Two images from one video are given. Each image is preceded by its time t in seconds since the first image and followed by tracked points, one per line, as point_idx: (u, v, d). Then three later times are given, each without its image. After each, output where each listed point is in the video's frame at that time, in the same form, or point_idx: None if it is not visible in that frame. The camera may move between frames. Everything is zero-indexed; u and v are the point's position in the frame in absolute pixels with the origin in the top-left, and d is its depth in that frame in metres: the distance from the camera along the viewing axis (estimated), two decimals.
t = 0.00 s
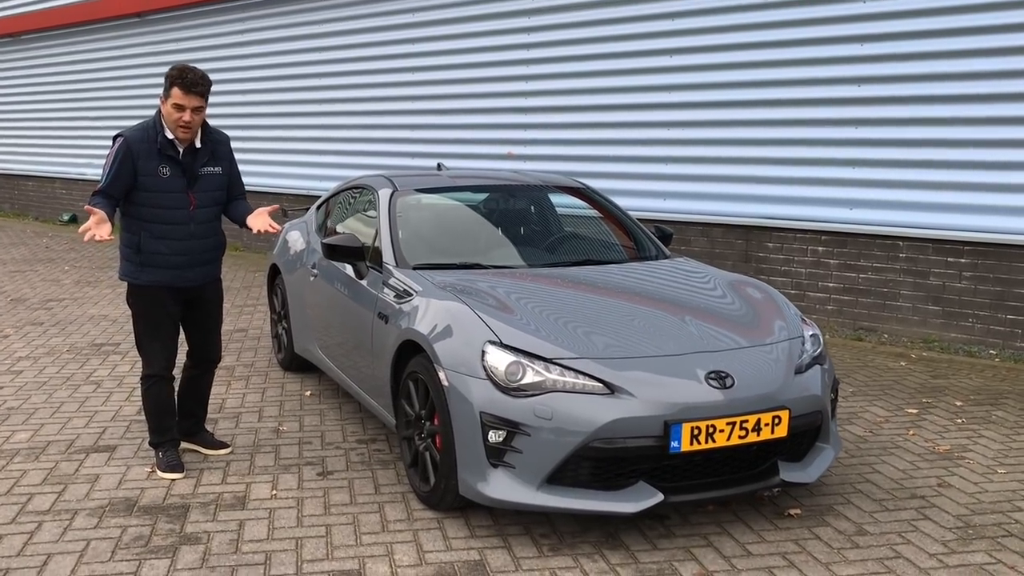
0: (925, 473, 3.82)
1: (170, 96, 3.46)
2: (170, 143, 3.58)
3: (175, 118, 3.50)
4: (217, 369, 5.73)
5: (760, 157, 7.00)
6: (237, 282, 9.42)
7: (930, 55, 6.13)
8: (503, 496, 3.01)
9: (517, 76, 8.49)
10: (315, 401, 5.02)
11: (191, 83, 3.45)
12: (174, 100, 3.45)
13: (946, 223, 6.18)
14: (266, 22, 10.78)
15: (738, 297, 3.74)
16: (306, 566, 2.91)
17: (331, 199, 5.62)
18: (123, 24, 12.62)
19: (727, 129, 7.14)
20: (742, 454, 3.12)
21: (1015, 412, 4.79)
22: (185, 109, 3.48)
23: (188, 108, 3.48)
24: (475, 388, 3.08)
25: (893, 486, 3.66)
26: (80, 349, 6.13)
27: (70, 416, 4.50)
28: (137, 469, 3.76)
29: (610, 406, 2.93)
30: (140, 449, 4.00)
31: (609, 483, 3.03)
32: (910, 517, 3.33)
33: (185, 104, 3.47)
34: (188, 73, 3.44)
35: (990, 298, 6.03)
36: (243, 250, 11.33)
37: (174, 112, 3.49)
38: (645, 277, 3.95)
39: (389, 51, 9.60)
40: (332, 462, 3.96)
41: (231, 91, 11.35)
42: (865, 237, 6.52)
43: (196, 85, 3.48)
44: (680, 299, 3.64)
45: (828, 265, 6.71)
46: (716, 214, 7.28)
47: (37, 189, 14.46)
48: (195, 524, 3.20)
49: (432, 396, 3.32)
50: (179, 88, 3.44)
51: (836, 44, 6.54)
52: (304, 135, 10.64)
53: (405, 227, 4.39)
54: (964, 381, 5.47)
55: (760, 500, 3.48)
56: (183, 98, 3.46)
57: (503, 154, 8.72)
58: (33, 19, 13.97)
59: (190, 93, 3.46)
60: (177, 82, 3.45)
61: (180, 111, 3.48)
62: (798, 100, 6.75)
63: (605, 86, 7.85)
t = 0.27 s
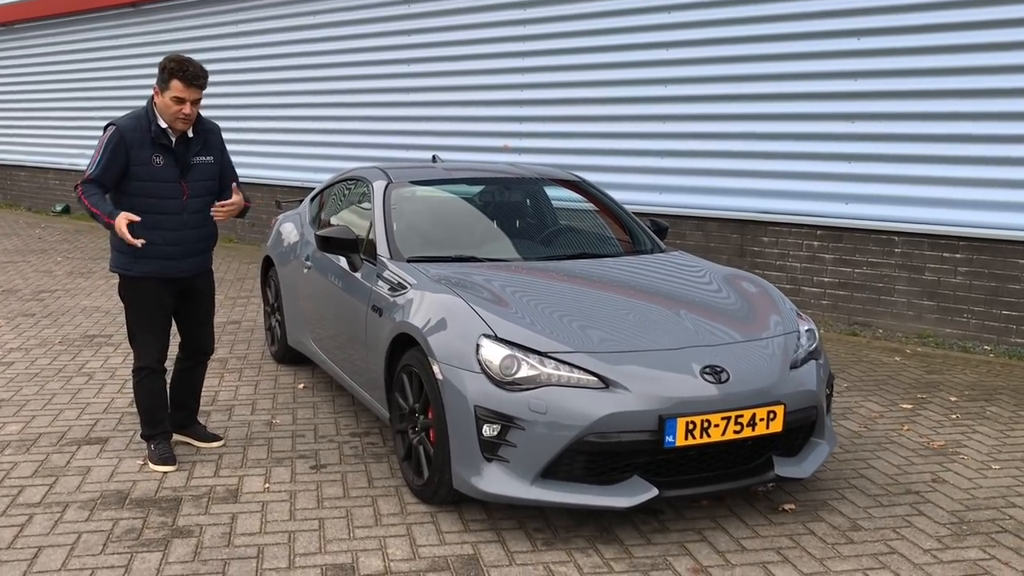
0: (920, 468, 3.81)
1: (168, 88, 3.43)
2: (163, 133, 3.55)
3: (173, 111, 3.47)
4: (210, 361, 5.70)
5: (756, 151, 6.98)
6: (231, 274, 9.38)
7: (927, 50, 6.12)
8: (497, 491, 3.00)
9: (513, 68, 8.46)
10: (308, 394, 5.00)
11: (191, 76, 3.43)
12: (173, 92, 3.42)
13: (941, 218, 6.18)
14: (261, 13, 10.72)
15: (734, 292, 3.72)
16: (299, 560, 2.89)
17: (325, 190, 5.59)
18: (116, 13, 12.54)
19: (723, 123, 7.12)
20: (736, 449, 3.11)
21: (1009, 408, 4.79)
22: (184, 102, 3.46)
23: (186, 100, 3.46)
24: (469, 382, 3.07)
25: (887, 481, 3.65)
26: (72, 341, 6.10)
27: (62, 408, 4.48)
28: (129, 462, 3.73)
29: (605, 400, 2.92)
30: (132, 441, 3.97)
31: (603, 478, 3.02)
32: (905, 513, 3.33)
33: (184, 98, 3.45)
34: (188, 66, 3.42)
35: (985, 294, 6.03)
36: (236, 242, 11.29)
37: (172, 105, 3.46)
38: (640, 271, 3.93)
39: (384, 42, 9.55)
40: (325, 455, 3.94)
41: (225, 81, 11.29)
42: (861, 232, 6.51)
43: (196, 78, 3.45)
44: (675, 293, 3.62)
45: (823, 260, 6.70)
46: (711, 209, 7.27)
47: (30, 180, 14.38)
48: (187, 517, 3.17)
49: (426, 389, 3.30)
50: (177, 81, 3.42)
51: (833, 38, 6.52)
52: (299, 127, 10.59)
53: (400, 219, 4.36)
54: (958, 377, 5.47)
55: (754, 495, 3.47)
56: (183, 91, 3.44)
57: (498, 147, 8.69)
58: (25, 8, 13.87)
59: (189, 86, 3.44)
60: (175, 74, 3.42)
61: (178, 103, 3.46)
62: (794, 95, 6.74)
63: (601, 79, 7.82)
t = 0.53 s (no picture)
0: (915, 467, 3.80)
1: (159, 79, 3.41)
2: (156, 125, 3.52)
3: (162, 102, 3.44)
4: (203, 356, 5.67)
5: (753, 148, 6.96)
6: (225, 268, 9.34)
7: (925, 48, 6.10)
8: (491, 489, 2.97)
9: (509, 63, 8.42)
10: (302, 390, 4.97)
11: (182, 67, 3.40)
12: (163, 83, 3.40)
13: (937, 216, 6.17)
14: (256, 5, 10.66)
15: (731, 290, 3.70)
16: (291, 557, 2.87)
17: (320, 185, 5.56)
18: (111, 6, 12.46)
19: (720, 119, 7.10)
20: (732, 447, 3.09)
21: (1004, 407, 4.78)
22: (173, 93, 3.43)
23: (177, 91, 3.43)
24: (464, 379, 3.04)
25: (883, 480, 3.64)
26: (64, 334, 6.06)
27: (53, 402, 4.44)
28: (121, 457, 3.70)
29: (600, 398, 2.89)
30: (123, 437, 3.94)
31: (598, 477, 3.00)
32: (900, 512, 3.31)
33: (173, 88, 3.41)
34: (179, 57, 3.39)
35: (981, 292, 6.03)
36: (231, 236, 11.24)
37: (161, 95, 3.43)
38: (637, 268, 3.91)
39: (380, 36, 9.50)
40: (318, 452, 3.92)
41: (220, 74, 11.23)
42: (857, 229, 6.49)
43: (186, 69, 3.42)
44: (672, 290, 3.60)
45: (819, 258, 6.69)
46: (708, 205, 7.25)
47: (24, 172, 14.30)
48: (179, 514, 3.15)
49: (420, 386, 3.27)
50: (167, 71, 3.39)
51: (830, 35, 6.49)
52: (294, 121, 10.54)
53: (394, 214, 4.33)
54: (954, 375, 5.46)
55: (750, 494, 3.46)
56: (172, 82, 3.41)
57: (494, 142, 8.66)
58: None
59: (179, 77, 3.41)
60: (165, 65, 3.39)
61: (168, 94, 3.43)
62: (791, 92, 6.71)
63: (597, 75, 7.79)
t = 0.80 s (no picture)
0: (915, 472, 3.78)
1: (156, 79, 3.37)
2: (153, 126, 3.49)
3: (159, 102, 3.41)
4: (200, 356, 5.64)
5: (752, 149, 6.94)
6: (223, 268, 9.30)
7: (926, 50, 6.07)
8: (489, 493, 2.95)
9: (509, 63, 8.40)
10: (299, 391, 4.94)
11: (180, 67, 3.37)
12: (160, 83, 3.36)
13: (938, 219, 6.15)
14: (255, 4, 10.63)
15: (731, 293, 3.67)
16: (286, 561, 2.84)
17: (319, 184, 5.53)
18: (110, 4, 12.43)
19: (720, 120, 7.07)
20: (731, 452, 3.06)
21: (1005, 411, 4.76)
22: (170, 93, 3.39)
23: (174, 92, 3.39)
24: (462, 382, 3.02)
25: (883, 485, 3.62)
26: (60, 334, 6.03)
27: (48, 403, 4.41)
28: (115, 459, 3.67)
29: (599, 402, 2.87)
30: (118, 438, 3.91)
31: (597, 481, 2.97)
32: (901, 517, 3.29)
33: (171, 88, 3.38)
34: (177, 57, 3.36)
35: (981, 295, 6.01)
36: (229, 235, 11.20)
37: (158, 95, 3.39)
38: (636, 270, 3.88)
39: (380, 36, 9.47)
40: (315, 454, 3.89)
41: (219, 73, 11.19)
42: (857, 232, 6.47)
43: (184, 69, 3.39)
44: (671, 293, 3.57)
45: (818, 260, 6.66)
46: (707, 207, 7.23)
47: (22, 170, 14.26)
48: (173, 517, 3.12)
49: (418, 389, 3.25)
50: (164, 71, 3.36)
51: (832, 37, 6.47)
52: (293, 120, 10.50)
53: (393, 215, 4.30)
54: (954, 379, 5.44)
55: (749, 498, 3.43)
56: (170, 82, 3.37)
57: (493, 143, 8.63)
58: None
59: (177, 77, 3.38)
60: (163, 64, 3.36)
61: (165, 94, 3.39)
62: (792, 93, 6.69)
63: (597, 75, 7.76)
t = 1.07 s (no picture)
0: (922, 478, 3.75)
1: (159, 83, 3.37)
2: (156, 130, 3.48)
3: (162, 105, 3.40)
4: (204, 360, 5.64)
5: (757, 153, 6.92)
6: (227, 271, 9.31)
7: (932, 53, 6.06)
8: (492, 499, 2.93)
9: (513, 67, 8.39)
10: (302, 395, 4.93)
11: (183, 70, 3.37)
12: (163, 86, 3.36)
13: (944, 223, 6.12)
14: (261, 7, 10.65)
15: (736, 298, 3.65)
16: (288, 568, 2.83)
17: (323, 188, 5.52)
18: (116, 7, 12.46)
19: (725, 123, 7.06)
20: (736, 459, 3.04)
21: (1012, 417, 4.73)
22: (173, 96, 3.39)
23: (177, 95, 3.39)
24: (465, 387, 3.00)
25: (889, 492, 3.59)
26: (64, 337, 6.03)
27: (51, 406, 4.40)
28: (118, 463, 3.66)
29: (603, 408, 2.85)
30: (121, 442, 3.90)
31: (601, 487, 2.95)
32: (907, 525, 3.27)
33: (174, 91, 3.38)
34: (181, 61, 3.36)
35: (988, 300, 5.97)
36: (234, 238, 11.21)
37: (161, 99, 3.39)
38: (640, 275, 3.86)
39: (384, 39, 9.49)
40: (317, 459, 3.87)
41: (224, 76, 11.22)
42: (862, 236, 6.45)
43: (186, 72, 3.39)
44: (676, 298, 3.55)
45: (824, 264, 6.64)
46: (712, 210, 7.21)
47: (28, 172, 14.30)
48: (175, 522, 3.11)
49: (421, 394, 3.23)
50: (168, 74, 3.36)
51: (837, 40, 6.45)
52: (297, 123, 10.51)
53: (397, 219, 4.29)
54: (960, 384, 5.41)
55: (754, 505, 3.41)
56: (173, 85, 3.38)
57: (498, 146, 8.62)
58: None
59: (181, 80, 3.38)
60: (167, 68, 3.36)
61: (168, 97, 3.39)
62: (797, 97, 6.67)
63: (602, 78, 7.76)
